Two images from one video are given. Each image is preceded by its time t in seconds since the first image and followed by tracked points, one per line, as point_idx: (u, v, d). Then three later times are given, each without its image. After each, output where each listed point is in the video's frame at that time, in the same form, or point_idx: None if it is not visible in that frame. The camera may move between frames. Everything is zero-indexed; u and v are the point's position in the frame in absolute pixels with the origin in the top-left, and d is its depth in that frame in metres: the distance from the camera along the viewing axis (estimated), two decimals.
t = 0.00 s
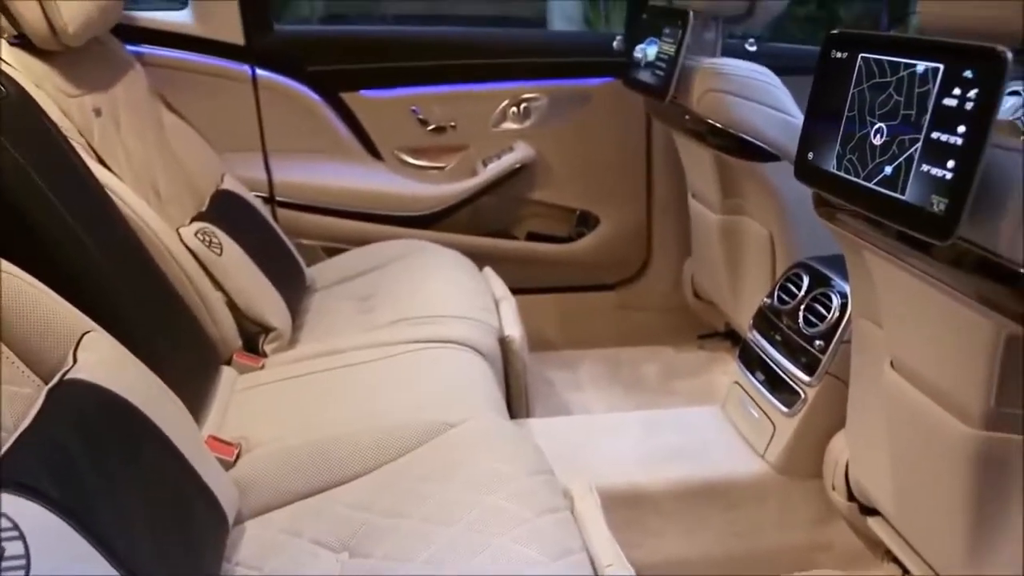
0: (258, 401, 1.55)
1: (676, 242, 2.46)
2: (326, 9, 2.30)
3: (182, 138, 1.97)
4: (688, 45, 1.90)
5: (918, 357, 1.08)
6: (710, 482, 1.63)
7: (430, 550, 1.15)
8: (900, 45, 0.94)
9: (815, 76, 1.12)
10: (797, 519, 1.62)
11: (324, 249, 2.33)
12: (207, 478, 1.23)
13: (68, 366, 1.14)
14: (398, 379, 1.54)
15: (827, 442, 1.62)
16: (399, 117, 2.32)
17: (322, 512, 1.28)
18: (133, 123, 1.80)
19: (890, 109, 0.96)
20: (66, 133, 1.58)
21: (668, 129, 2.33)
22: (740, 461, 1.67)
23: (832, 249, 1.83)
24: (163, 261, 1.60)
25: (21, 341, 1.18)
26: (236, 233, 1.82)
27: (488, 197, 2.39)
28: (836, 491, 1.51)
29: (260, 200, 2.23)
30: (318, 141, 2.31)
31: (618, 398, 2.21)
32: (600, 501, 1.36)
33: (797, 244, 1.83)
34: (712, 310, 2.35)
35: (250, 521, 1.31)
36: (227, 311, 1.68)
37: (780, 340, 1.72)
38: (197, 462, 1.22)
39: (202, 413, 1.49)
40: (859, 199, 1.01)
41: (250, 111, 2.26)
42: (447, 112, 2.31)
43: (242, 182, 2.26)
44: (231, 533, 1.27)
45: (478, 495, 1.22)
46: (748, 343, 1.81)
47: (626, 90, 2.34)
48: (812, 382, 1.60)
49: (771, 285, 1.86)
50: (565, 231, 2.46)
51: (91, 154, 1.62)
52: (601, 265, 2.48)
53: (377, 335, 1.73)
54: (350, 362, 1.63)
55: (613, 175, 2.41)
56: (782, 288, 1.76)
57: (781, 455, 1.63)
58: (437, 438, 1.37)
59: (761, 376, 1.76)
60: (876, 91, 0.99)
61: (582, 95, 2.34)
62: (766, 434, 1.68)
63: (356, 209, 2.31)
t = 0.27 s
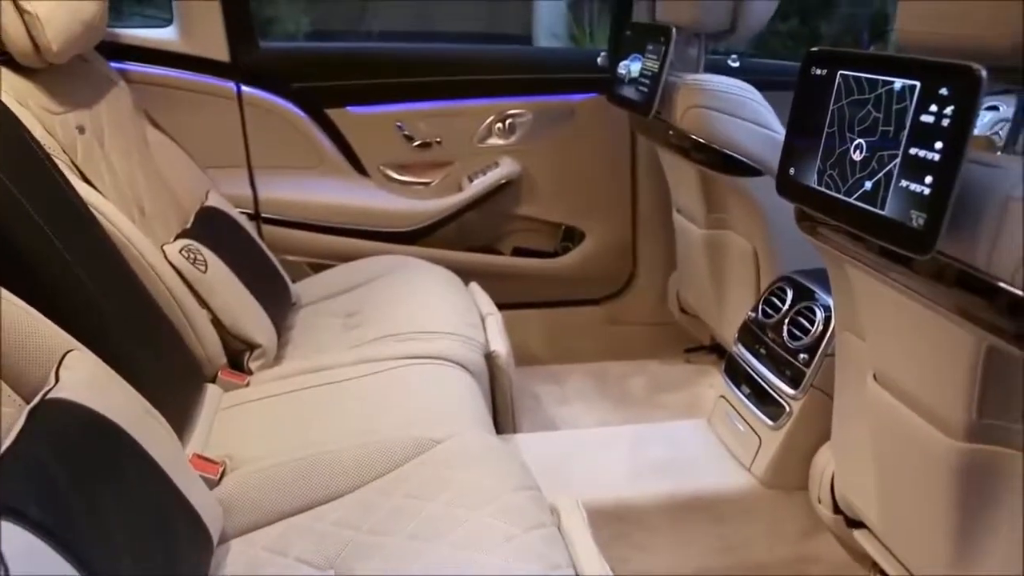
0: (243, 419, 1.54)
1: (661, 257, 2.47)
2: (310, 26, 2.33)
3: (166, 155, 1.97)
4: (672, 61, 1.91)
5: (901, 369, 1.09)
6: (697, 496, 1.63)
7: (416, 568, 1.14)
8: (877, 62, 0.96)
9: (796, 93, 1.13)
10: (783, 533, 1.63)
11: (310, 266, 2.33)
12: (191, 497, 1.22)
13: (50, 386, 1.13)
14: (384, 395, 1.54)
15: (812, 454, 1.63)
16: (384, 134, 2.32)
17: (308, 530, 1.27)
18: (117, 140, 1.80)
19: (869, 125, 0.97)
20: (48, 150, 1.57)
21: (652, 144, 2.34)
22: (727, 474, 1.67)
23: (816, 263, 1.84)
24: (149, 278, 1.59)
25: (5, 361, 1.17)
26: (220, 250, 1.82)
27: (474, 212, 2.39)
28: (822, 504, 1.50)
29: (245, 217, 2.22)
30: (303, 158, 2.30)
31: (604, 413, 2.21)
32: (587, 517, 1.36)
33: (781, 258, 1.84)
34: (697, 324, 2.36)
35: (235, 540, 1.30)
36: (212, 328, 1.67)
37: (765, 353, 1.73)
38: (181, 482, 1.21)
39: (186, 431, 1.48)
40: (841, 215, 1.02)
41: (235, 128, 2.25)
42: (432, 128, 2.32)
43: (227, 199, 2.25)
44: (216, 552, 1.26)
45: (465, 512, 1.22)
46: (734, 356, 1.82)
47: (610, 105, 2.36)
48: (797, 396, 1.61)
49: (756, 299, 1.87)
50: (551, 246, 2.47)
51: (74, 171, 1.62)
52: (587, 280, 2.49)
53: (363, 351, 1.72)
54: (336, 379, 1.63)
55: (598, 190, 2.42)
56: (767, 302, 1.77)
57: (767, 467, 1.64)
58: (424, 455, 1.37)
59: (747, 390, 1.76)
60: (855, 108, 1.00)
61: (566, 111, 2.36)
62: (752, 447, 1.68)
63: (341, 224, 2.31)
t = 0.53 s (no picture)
0: (229, 438, 1.54)
1: (647, 273, 2.48)
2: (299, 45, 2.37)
3: (152, 174, 1.96)
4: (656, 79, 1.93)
5: (884, 383, 1.10)
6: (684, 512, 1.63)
7: None
8: (857, 81, 0.97)
9: (777, 111, 1.14)
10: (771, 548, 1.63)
11: (296, 283, 2.33)
12: (176, 518, 1.21)
13: (35, 407, 1.10)
14: (370, 414, 1.53)
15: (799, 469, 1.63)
16: (370, 151, 2.32)
17: (294, 551, 1.26)
18: (102, 158, 1.79)
19: (849, 143, 0.98)
20: (33, 169, 1.57)
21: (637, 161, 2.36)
22: (714, 490, 1.68)
23: (800, 278, 1.85)
24: (135, 297, 1.58)
25: None
26: (206, 268, 1.81)
27: (460, 229, 2.40)
28: (809, 519, 1.50)
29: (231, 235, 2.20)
30: (290, 175, 2.29)
31: (592, 429, 2.21)
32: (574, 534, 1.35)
33: (765, 273, 1.85)
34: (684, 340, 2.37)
35: (220, 561, 1.29)
36: (198, 348, 1.67)
37: (751, 369, 1.74)
38: (166, 504, 1.20)
39: (171, 452, 1.47)
40: (824, 231, 1.03)
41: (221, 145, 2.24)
42: (419, 146, 2.32)
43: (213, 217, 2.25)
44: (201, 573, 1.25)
45: (451, 531, 1.21)
46: (720, 372, 1.83)
47: (596, 123, 2.37)
48: (782, 411, 1.62)
49: (742, 315, 1.88)
50: (537, 262, 2.47)
51: (59, 190, 1.61)
52: (575, 296, 2.49)
53: (349, 369, 1.72)
54: (323, 398, 1.63)
55: (584, 207, 2.43)
56: (752, 318, 1.78)
57: (754, 482, 1.64)
58: (411, 474, 1.36)
59: (733, 405, 1.77)
60: (835, 126, 1.01)
61: (553, 128, 2.37)
62: (739, 462, 1.69)
63: (328, 241, 2.31)
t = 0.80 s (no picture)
0: (217, 459, 1.53)
1: (637, 291, 2.49)
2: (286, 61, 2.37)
3: (141, 193, 1.96)
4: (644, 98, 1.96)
5: (871, 400, 1.10)
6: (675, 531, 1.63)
7: None
8: (841, 102, 0.98)
9: (762, 132, 1.15)
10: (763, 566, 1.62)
11: (286, 302, 2.32)
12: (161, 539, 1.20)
13: (20, 429, 1.07)
14: (358, 434, 1.53)
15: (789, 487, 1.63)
16: (361, 171, 2.33)
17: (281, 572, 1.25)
18: (92, 179, 1.80)
19: (834, 163, 0.99)
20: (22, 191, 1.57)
21: (626, 180, 2.37)
22: (705, 508, 1.67)
23: (788, 296, 1.86)
24: (123, 318, 1.58)
25: None
26: (196, 288, 1.81)
27: (451, 248, 2.40)
28: (800, 536, 1.49)
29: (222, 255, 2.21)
30: (279, 194, 2.29)
31: (583, 447, 2.20)
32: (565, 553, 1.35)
33: (754, 291, 1.86)
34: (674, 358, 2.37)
35: None
36: (187, 368, 1.66)
37: (741, 387, 1.74)
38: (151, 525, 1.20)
39: (158, 472, 1.46)
40: (810, 251, 1.03)
41: (211, 164, 2.24)
42: (408, 165, 2.33)
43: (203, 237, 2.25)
44: None
45: (440, 551, 1.21)
46: (710, 390, 1.83)
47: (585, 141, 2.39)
48: (772, 429, 1.62)
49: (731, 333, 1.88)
50: (527, 280, 2.48)
51: (48, 211, 1.61)
52: (565, 314, 2.49)
53: (338, 390, 1.71)
54: (312, 418, 1.62)
55: (573, 225, 2.44)
56: (741, 335, 1.79)
57: (745, 500, 1.64)
58: (399, 494, 1.36)
59: (724, 423, 1.77)
60: (820, 146, 1.02)
61: (542, 147, 2.38)
62: (730, 480, 1.69)
63: (318, 260, 2.31)
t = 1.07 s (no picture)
0: (209, 480, 1.52)
1: (629, 310, 2.50)
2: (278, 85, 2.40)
3: (133, 214, 1.96)
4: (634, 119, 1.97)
5: (862, 418, 1.11)
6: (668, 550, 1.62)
7: None
8: (828, 124, 0.99)
9: (751, 153, 1.16)
10: None
11: (278, 322, 2.32)
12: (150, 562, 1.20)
13: (9, 451, 1.07)
14: (350, 455, 1.52)
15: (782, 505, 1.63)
16: (352, 191, 2.33)
17: None
18: (84, 199, 1.80)
19: (821, 184, 1.00)
20: (14, 212, 1.57)
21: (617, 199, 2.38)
22: (698, 527, 1.67)
23: (779, 314, 1.87)
24: (115, 340, 1.57)
25: None
26: (187, 309, 1.81)
27: (443, 267, 2.40)
28: (792, 555, 1.51)
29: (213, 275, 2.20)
30: (271, 215, 2.30)
31: (576, 467, 2.20)
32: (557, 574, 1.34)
33: (745, 309, 1.86)
34: (667, 376, 2.37)
35: None
36: (178, 390, 1.66)
37: (732, 405, 1.74)
38: (140, 549, 1.19)
39: (149, 495, 1.46)
40: (799, 271, 1.04)
41: (202, 184, 2.24)
42: (400, 185, 2.34)
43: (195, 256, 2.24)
44: None
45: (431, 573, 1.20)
46: (701, 409, 1.83)
47: (576, 161, 2.40)
48: (764, 447, 1.62)
49: (722, 352, 1.88)
50: (519, 299, 2.48)
51: (39, 232, 1.61)
52: (557, 333, 2.49)
53: (330, 410, 1.71)
54: (304, 439, 1.62)
55: (564, 244, 2.45)
56: (732, 354, 1.79)
57: (738, 519, 1.64)
58: (391, 515, 1.36)
59: (716, 442, 1.77)
60: (808, 167, 1.03)
61: (533, 167, 2.39)
62: (722, 500, 1.68)
63: (310, 280, 2.30)
